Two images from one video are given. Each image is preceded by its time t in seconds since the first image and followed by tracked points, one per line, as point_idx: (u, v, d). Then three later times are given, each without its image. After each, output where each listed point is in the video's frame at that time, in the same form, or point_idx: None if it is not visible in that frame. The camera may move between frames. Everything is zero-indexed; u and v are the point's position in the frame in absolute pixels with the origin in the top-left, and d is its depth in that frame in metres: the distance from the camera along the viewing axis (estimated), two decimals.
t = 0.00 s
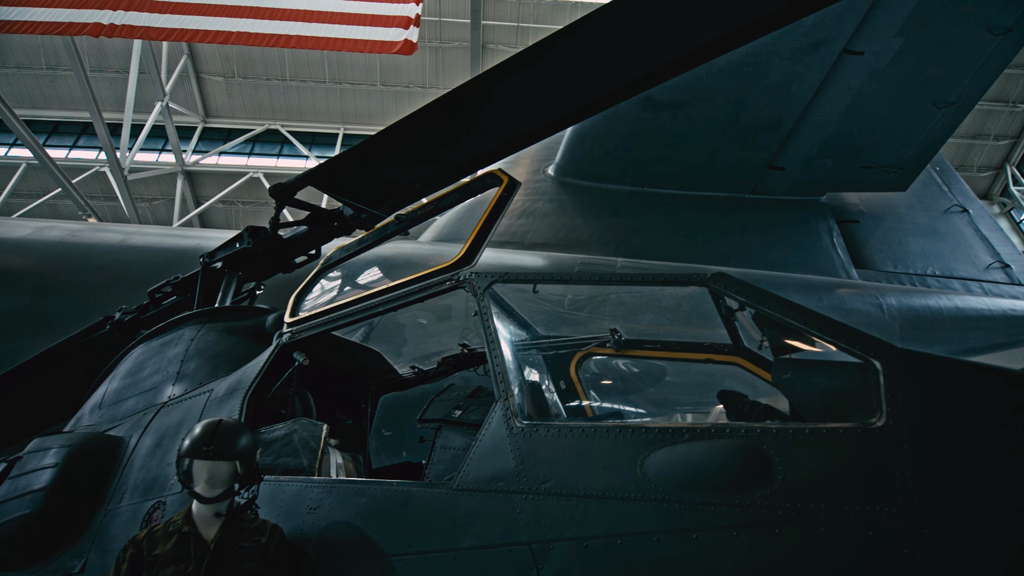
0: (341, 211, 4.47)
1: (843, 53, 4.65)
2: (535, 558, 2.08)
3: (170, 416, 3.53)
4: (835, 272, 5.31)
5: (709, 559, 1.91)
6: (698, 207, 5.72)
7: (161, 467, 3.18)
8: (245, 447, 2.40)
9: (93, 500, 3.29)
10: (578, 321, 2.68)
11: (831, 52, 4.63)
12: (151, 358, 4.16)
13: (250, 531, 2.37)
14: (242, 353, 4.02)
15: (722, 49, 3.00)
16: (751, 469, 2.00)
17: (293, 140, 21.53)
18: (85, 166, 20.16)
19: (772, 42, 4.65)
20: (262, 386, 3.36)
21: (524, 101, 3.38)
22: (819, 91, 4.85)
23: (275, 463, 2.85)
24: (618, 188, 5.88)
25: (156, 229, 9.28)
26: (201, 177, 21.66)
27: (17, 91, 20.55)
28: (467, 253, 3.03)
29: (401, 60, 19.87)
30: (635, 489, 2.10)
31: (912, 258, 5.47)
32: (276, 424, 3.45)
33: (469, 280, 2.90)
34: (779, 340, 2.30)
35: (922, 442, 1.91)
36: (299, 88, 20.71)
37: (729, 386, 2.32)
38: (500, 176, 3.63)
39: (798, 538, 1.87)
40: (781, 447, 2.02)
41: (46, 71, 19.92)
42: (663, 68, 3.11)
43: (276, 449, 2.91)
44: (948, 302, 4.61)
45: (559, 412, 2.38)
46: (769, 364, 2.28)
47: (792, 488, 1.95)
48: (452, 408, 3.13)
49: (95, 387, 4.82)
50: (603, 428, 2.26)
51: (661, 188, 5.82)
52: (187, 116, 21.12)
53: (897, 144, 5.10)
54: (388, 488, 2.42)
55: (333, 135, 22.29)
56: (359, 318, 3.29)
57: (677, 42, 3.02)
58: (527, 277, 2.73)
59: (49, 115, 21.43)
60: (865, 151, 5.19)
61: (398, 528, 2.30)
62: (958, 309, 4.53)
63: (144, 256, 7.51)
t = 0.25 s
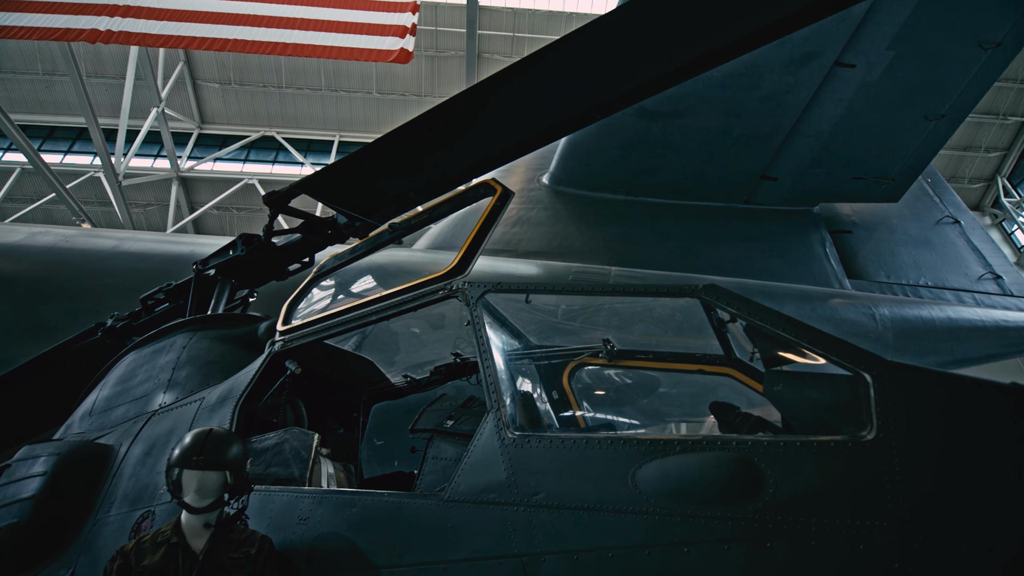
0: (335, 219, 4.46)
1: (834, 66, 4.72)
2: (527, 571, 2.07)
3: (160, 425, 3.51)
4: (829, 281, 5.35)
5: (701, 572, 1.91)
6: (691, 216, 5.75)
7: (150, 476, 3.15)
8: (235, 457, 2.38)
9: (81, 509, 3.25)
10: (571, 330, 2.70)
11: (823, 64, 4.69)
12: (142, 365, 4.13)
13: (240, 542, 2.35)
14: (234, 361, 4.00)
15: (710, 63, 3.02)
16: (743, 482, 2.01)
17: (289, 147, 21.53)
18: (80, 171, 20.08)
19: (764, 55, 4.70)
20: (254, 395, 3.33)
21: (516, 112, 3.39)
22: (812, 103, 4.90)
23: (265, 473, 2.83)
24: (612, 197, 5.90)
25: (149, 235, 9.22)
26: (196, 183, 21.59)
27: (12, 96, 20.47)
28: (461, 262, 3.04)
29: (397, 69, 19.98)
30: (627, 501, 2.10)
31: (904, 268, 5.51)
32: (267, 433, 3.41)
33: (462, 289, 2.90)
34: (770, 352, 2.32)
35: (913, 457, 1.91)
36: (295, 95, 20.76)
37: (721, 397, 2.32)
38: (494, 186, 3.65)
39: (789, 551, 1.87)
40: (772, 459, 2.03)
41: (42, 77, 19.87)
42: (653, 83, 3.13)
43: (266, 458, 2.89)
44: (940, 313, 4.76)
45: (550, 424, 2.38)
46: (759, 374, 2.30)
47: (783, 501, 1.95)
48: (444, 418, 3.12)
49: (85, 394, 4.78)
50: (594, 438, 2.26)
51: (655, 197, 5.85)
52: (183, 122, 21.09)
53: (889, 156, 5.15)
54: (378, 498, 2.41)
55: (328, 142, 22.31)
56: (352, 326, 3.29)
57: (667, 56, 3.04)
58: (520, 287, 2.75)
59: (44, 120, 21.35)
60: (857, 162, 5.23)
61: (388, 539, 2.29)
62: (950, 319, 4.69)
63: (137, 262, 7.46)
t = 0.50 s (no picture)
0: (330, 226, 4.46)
1: (828, 75, 4.74)
2: None
3: (152, 431, 3.48)
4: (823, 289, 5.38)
5: None
6: (687, 224, 5.77)
7: (141, 483, 3.13)
8: (227, 465, 2.36)
9: (71, 516, 3.22)
10: (565, 338, 2.71)
11: (817, 74, 4.72)
12: (134, 371, 4.10)
13: (231, 551, 2.34)
14: (227, 367, 3.98)
15: (703, 75, 3.04)
16: (734, 492, 2.01)
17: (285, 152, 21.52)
18: (75, 176, 19.99)
19: (759, 63, 4.69)
20: (246, 401, 3.31)
21: (512, 121, 3.40)
22: (806, 112, 4.94)
23: (257, 480, 2.81)
24: (608, 204, 5.92)
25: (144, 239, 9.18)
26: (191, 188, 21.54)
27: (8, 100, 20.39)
28: (455, 270, 3.03)
29: (394, 75, 20.05)
30: (620, 511, 2.09)
31: (898, 276, 5.55)
32: (259, 440, 3.38)
33: (456, 297, 2.90)
34: (764, 362, 2.33)
35: (903, 467, 1.92)
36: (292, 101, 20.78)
37: (715, 407, 2.34)
38: (489, 194, 3.66)
39: (781, 562, 1.87)
40: (764, 469, 2.03)
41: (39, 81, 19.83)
42: (647, 93, 3.13)
43: (258, 466, 2.87)
44: (933, 321, 4.79)
45: (544, 433, 2.37)
46: (752, 384, 2.33)
47: (775, 512, 1.95)
48: (437, 426, 3.12)
49: (77, 400, 4.74)
50: (587, 447, 2.26)
51: (648, 207, 5.89)
52: (179, 127, 21.06)
53: (882, 165, 5.20)
54: (370, 507, 2.40)
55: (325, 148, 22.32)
56: (346, 334, 3.28)
57: (661, 66, 3.06)
58: (515, 295, 2.75)
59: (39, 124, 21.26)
60: (851, 171, 5.28)
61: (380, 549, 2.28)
62: (944, 328, 4.72)
63: (130, 270, 7.43)
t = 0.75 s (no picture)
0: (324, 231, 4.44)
1: (821, 85, 4.77)
2: None
3: (142, 437, 3.46)
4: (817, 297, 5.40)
5: None
6: (681, 232, 5.79)
7: (131, 489, 3.11)
8: (218, 472, 2.34)
9: (60, 523, 3.18)
10: (559, 345, 2.73)
11: (811, 83, 4.75)
12: (126, 377, 4.06)
13: (221, 559, 2.32)
14: (220, 372, 3.96)
15: (694, 86, 3.07)
16: (726, 502, 2.01)
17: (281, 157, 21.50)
18: (70, 178, 19.90)
19: (753, 72, 4.73)
20: (238, 407, 3.29)
21: (506, 129, 3.40)
22: (800, 121, 4.98)
23: (249, 487, 2.79)
24: (604, 212, 5.94)
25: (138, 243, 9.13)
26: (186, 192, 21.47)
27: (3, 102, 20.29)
28: (450, 276, 3.03)
29: (391, 82, 20.11)
30: (612, 520, 2.09)
31: (891, 284, 5.59)
32: (251, 447, 3.34)
33: (450, 303, 2.91)
34: (756, 370, 2.35)
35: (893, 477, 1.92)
36: (288, 106, 20.80)
37: (706, 415, 2.36)
38: (484, 201, 3.68)
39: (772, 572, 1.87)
40: (755, 479, 2.04)
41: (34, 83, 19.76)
42: (640, 102, 3.15)
43: (249, 472, 2.85)
44: (926, 329, 4.83)
45: (537, 441, 2.38)
46: (745, 392, 2.34)
47: (765, 520, 1.96)
48: (430, 434, 3.12)
49: (67, 405, 4.70)
50: (578, 456, 2.27)
51: (643, 215, 5.91)
52: (175, 131, 21.01)
53: (875, 174, 5.25)
54: (361, 515, 2.40)
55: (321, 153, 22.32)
56: (340, 340, 3.28)
57: (653, 76, 3.09)
58: (509, 302, 2.76)
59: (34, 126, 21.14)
60: (844, 180, 5.33)
61: (370, 557, 2.28)
62: (936, 336, 4.77)
63: (123, 274, 7.39)
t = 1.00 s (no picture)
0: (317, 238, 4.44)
1: (813, 96, 4.81)
2: None
3: (130, 444, 3.43)
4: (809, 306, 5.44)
5: None
6: (674, 240, 5.81)
7: (118, 497, 3.08)
8: (205, 480, 2.33)
9: (45, 531, 3.14)
10: (551, 353, 2.73)
11: (803, 94, 4.77)
12: (114, 383, 4.03)
13: (207, 568, 2.30)
14: (209, 379, 3.94)
15: (688, 96, 3.07)
16: (713, 512, 2.03)
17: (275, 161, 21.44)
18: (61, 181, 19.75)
19: (746, 83, 4.74)
20: (227, 414, 3.27)
21: (500, 136, 3.40)
22: (791, 132, 5.02)
23: (236, 495, 2.77)
24: (597, 219, 5.96)
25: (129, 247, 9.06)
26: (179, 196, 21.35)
27: None
28: (441, 283, 3.03)
29: (386, 87, 20.14)
30: (599, 527, 2.11)
31: (882, 294, 5.63)
32: (240, 454, 3.35)
33: (442, 311, 2.92)
34: (746, 380, 2.36)
35: (879, 488, 1.94)
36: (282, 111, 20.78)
37: (695, 424, 2.37)
38: (476, 209, 3.69)
39: None
40: (741, 488, 2.06)
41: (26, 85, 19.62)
42: (634, 110, 3.15)
43: (238, 480, 2.83)
44: (916, 338, 4.94)
45: (527, 449, 2.41)
46: (734, 401, 2.33)
47: (751, 529, 1.98)
48: (420, 441, 3.12)
49: (55, 410, 4.65)
50: (568, 465, 2.29)
51: (636, 222, 5.93)
52: (168, 134, 20.92)
53: (865, 184, 5.31)
54: (351, 523, 2.39)
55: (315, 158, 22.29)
56: (331, 346, 3.27)
57: (648, 85, 3.10)
58: (501, 310, 2.79)
59: (25, 128, 20.98)
60: (835, 190, 5.39)
61: (360, 566, 2.27)
62: (926, 344, 4.89)
63: (113, 277, 7.31)
